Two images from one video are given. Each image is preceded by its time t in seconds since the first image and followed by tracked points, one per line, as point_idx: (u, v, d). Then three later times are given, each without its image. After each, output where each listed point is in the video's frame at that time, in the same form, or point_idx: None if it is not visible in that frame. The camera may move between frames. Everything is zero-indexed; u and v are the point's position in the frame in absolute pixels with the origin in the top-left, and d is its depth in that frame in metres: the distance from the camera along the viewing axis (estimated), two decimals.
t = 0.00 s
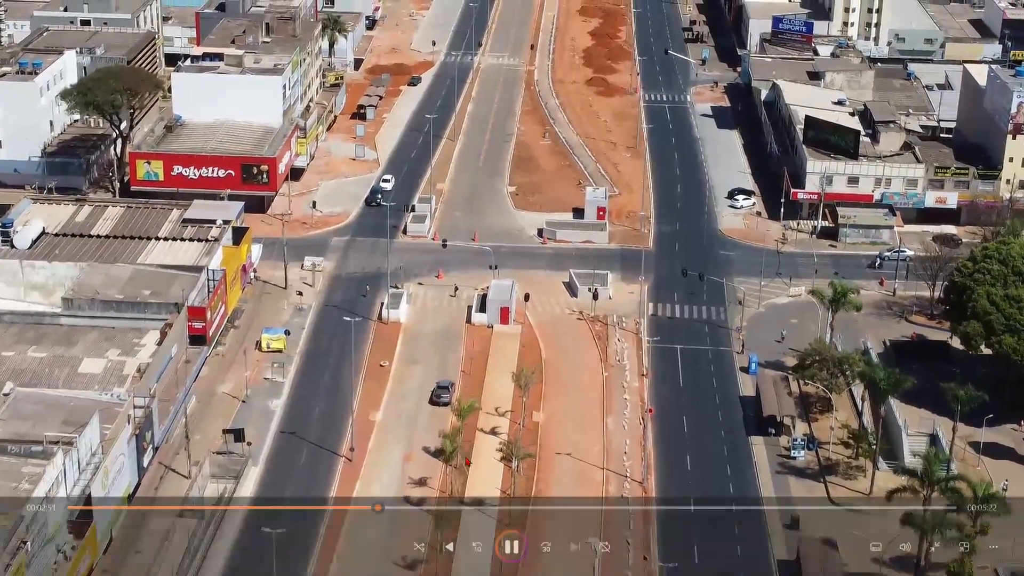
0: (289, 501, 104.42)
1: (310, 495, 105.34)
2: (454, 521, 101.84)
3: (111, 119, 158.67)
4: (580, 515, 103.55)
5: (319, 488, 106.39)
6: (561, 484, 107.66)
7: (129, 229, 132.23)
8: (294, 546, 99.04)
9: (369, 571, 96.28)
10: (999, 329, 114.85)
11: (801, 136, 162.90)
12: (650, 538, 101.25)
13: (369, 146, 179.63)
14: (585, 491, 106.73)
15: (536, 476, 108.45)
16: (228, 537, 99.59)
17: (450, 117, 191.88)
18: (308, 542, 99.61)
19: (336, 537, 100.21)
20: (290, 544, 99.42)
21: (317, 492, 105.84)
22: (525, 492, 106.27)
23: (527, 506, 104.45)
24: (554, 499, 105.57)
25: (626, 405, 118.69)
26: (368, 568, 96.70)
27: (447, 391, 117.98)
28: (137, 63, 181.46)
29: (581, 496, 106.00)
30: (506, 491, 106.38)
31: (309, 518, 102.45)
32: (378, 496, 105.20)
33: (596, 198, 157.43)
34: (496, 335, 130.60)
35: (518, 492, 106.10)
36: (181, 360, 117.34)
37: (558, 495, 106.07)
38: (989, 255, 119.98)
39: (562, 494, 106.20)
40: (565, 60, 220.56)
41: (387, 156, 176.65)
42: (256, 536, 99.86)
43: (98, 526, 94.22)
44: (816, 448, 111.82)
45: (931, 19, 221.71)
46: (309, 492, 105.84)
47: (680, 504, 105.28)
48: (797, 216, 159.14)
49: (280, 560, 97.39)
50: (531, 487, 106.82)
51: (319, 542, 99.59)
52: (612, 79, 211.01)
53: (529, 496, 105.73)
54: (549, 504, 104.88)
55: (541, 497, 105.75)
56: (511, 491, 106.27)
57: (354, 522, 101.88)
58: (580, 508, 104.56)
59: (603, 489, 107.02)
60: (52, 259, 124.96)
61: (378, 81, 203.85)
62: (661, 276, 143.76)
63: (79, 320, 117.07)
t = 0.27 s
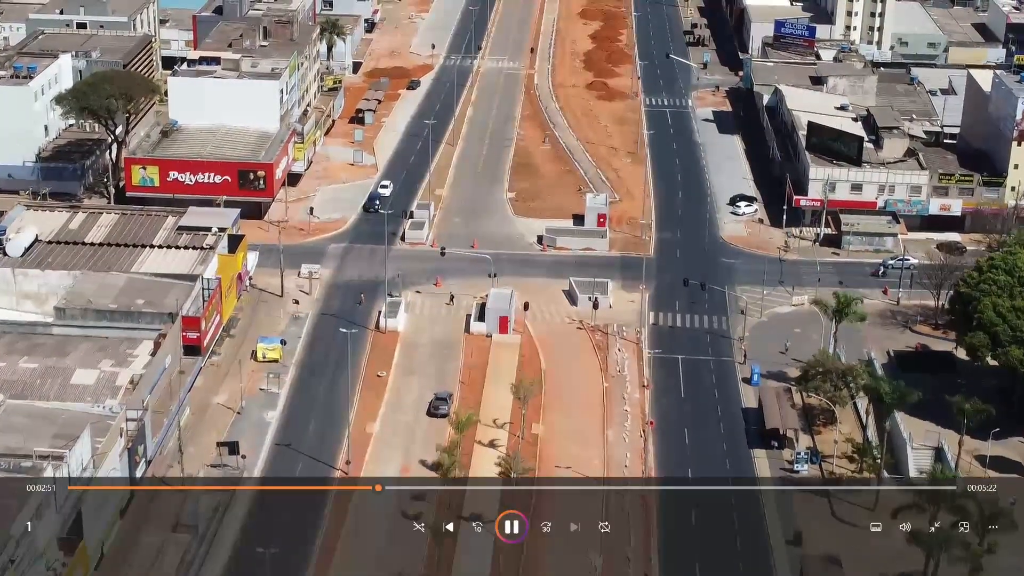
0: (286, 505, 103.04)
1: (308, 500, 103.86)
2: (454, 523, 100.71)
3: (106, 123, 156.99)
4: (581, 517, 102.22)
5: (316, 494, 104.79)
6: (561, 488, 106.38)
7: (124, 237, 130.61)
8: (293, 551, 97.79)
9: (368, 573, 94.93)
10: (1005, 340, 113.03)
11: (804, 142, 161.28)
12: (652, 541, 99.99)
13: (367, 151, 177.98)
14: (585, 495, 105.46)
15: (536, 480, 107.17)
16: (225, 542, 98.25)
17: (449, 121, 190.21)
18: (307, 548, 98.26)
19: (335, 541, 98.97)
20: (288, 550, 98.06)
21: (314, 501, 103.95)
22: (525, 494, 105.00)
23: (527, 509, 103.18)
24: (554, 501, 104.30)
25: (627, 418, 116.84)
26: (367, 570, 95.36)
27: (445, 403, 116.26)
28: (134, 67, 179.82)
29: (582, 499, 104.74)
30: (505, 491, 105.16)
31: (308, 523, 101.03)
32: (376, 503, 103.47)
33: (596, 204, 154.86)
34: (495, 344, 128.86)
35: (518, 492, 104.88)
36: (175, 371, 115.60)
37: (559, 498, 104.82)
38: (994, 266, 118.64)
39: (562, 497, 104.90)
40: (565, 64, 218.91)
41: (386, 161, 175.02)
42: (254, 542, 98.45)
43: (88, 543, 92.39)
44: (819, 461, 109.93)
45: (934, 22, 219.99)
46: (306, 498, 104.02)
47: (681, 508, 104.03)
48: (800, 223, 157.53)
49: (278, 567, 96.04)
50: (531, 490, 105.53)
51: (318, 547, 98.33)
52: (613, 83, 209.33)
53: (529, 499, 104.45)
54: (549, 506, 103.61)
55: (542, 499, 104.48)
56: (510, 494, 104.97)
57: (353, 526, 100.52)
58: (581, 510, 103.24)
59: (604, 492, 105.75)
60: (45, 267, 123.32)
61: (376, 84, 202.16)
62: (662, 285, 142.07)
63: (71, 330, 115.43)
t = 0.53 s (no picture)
0: (286, 506, 102.63)
1: (307, 502, 103.27)
2: (454, 523, 100.41)
3: (101, 129, 155.29)
4: (581, 517, 101.74)
5: (312, 508, 102.74)
6: (561, 489, 105.98)
7: (118, 245, 128.94)
8: (293, 551, 97.50)
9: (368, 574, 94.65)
10: (1012, 352, 111.30)
11: (807, 148, 159.66)
12: (652, 542, 99.59)
13: (366, 156, 176.34)
14: (585, 496, 105.02)
15: (535, 481, 106.89)
16: (225, 543, 97.92)
17: (448, 126, 188.53)
18: (307, 548, 97.95)
19: (336, 540, 98.75)
20: (288, 551, 97.76)
21: (313, 501, 103.51)
22: (525, 494, 104.66)
23: (527, 510, 102.79)
24: (554, 501, 103.96)
25: (628, 430, 115.01)
26: (367, 570, 95.09)
27: (443, 415, 114.37)
28: (130, 71, 178.09)
29: (581, 499, 104.36)
30: (505, 491, 104.92)
31: (308, 523, 100.72)
32: (375, 506, 102.72)
33: (597, 211, 154.13)
34: (494, 355, 127.10)
35: (518, 493, 104.62)
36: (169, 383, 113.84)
37: (558, 498, 104.46)
38: (1002, 276, 117.48)
39: (562, 497, 104.49)
40: (566, 67, 217.29)
41: (384, 167, 173.40)
42: (254, 543, 98.20)
43: (78, 561, 90.52)
44: (823, 475, 107.89)
45: (937, 26, 218.22)
46: (306, 499, 103.57)
47: (681, 509, 103.78)
48: (803, 230, 155.95)
49: (278, 568, 95.71)
50: (531, 491, 105.13)
51: (319, 547, 98.12)
52: (613, 87, 207.65)
53: (529, 499, 104.09)
54: (549, 506, 103.26)
55: (541, 499, 104.15)
56: (510, 495, 104.57)
57: (354, 527, 100.13)
58: (581, 510, 102.80)
59: (603, 492, 105.37)
60: (38, 276, 121.62)
61: (375, 88, 200.52)
62: (664, 294, 140.36)
63: (64, 341, 113.72)
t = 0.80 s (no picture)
0: (285, 507, 102.42)
1: (305, 504, 102.96)
2: (455, 523, 99.69)
3: (96, 134, 153.52)
4: (582, 517, 101.28)
5: (308, 523, 100.48)
6: (562, 490, 105.50)
7: (112, 254, 127.21)
8: (291, 551, 97.29)
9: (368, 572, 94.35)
10: (1019, 364, 109.49)
11: (809, 155, 158.01)
12: (652, 543, 99.23)
13: (364, 162, 174.63)
14: (586, 496, 104.52)
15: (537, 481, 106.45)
16: (225, 546, 97.18)
17: (447, 131, 186.86)
18: (307, 548, 97.66)
19: (336, 541, 98.27)
20: (288, 550, 97.56)
21: (313, 501, 103.48)
22: (526, 494, 104.16)
23: (528, 510, 102.24)
24: (555, 501, 103.48)
25: (629, 443, 113.18)
26: (368, 568, 94.86)
27: (441, 428, 112.38)
28: (126, 75, 176.27)
29: (582, 499, 103.88)
30: (505, 492, 104.49)
31: (308, 522, 100.42)
32: (375, 506, 102.50)
33: (597, 218, 151.99)
34: (493, 366, 125.30)
35: (518, 493, 104.27)
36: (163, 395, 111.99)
37: (559, 498, 103.99)
38: (1008, 287, 116.04)
39: (563, 498, 103.92)
40: (566, 71, 215.55)
41: (383, 172, 171.76)
42: (254, 543, 97.88)
43: None
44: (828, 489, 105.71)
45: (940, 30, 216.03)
46: (305, 499, 103.39)
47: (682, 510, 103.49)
48: (806, 238, 154.34)
49: (278, 568, 95.49)
50: (532, 491, 104.65)
51: (319, 545, 98.00)
52: (614, 91, 205.94)
53: (529, 499, 103.65)
54: (549, 506, 102.75)
55: (542, 499, 103.70)
56: (511, 496, 104.11)
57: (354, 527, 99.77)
58: (582, 510, 102.30)
59: (604, 493, 104.95)
60: (31, 286, 119.93)
61: (374, 93, 198.78)
62: (665, 303, 138.63)
63: (56, 352, 111.95)
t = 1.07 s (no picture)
0: (284, 506, 102.11)
1: (305, 503, 102.66)
2: (455, 523, 99.74)
3: (91, 138, 151.86)
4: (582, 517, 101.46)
5: (302, 536, 98.71)
6: (562, 490, 105.53)
7: (106, 260, 125.55)
8: (291, 550, 97.06)
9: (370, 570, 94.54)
10: None
11: (812, 161, 156.34)
12: (653, 544, 99.25)
13: (362, 166, 172.96)
14: (586, 496, 104.53)
15: (538, 481, 106.49)
16: (225, 546, 97.00)
17: (446, 135, 185.22)
18: (307, 545, 97.72)
19: (336, 538, 98.44)
20: (288, 547, 97.48)
21: (313, 497, 103.47)
22: (526, 494, 104.24)
23: (528, 510, 102.29)
24: (556, 501, 103.58)
25: (629, 454, 111.55)
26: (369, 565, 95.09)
27: (439, 439, 110.65)
28: (121, 78, 174.65)
29: (582, 498, 104.02)
30: (506, 492, 104.48)
31: (308, 519, 100.55)
32: (375, 506, 102.45)
33: (598, 224, 150.62)
34: (491, 374, 123.79)
35: (519, 492, 104.34)
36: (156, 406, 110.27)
37: (560, 498, 104.06)
38: (1014, 298, 114.68)
39: (564, 498, 104.03)
40: (566, 74, 213.96)
41: (381, 177, 170.10)
42: (253, 542, 97.61)
43: None
44: (830, 503, 104.02)
45: (944, 35, 214.70)
46: (304, 498, 103.18)
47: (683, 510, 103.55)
48: (808, 245, 152.63)
49: (279, 563, 95.53)
50: (532, 491, 104.70)
51: (319, 542, 98.12)
52: (614, 94, 204.28)
53: (530, 499, 103.70)
54: (550, 506, 102.80)
55: (542, 499, 103.77)
56: (511, 496, 104.14)
57: (353, 528, 99.54)
58: (582, 510, 102.46)
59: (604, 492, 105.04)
60: (23, 294, 118.24)
61: (372, 95, 197.12)
62: (666, 311, 136.94)
63: (48, 362, 110.23)
